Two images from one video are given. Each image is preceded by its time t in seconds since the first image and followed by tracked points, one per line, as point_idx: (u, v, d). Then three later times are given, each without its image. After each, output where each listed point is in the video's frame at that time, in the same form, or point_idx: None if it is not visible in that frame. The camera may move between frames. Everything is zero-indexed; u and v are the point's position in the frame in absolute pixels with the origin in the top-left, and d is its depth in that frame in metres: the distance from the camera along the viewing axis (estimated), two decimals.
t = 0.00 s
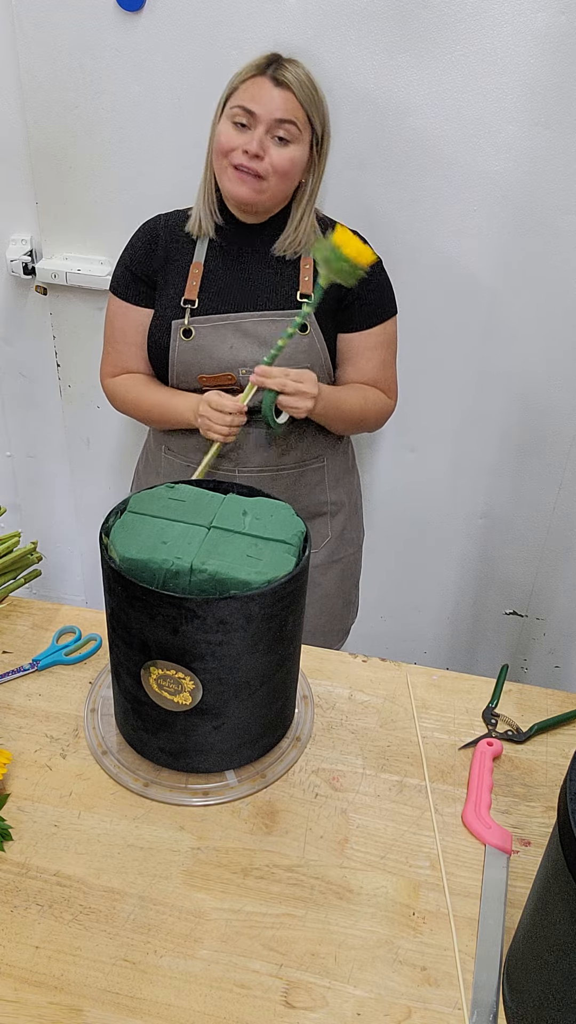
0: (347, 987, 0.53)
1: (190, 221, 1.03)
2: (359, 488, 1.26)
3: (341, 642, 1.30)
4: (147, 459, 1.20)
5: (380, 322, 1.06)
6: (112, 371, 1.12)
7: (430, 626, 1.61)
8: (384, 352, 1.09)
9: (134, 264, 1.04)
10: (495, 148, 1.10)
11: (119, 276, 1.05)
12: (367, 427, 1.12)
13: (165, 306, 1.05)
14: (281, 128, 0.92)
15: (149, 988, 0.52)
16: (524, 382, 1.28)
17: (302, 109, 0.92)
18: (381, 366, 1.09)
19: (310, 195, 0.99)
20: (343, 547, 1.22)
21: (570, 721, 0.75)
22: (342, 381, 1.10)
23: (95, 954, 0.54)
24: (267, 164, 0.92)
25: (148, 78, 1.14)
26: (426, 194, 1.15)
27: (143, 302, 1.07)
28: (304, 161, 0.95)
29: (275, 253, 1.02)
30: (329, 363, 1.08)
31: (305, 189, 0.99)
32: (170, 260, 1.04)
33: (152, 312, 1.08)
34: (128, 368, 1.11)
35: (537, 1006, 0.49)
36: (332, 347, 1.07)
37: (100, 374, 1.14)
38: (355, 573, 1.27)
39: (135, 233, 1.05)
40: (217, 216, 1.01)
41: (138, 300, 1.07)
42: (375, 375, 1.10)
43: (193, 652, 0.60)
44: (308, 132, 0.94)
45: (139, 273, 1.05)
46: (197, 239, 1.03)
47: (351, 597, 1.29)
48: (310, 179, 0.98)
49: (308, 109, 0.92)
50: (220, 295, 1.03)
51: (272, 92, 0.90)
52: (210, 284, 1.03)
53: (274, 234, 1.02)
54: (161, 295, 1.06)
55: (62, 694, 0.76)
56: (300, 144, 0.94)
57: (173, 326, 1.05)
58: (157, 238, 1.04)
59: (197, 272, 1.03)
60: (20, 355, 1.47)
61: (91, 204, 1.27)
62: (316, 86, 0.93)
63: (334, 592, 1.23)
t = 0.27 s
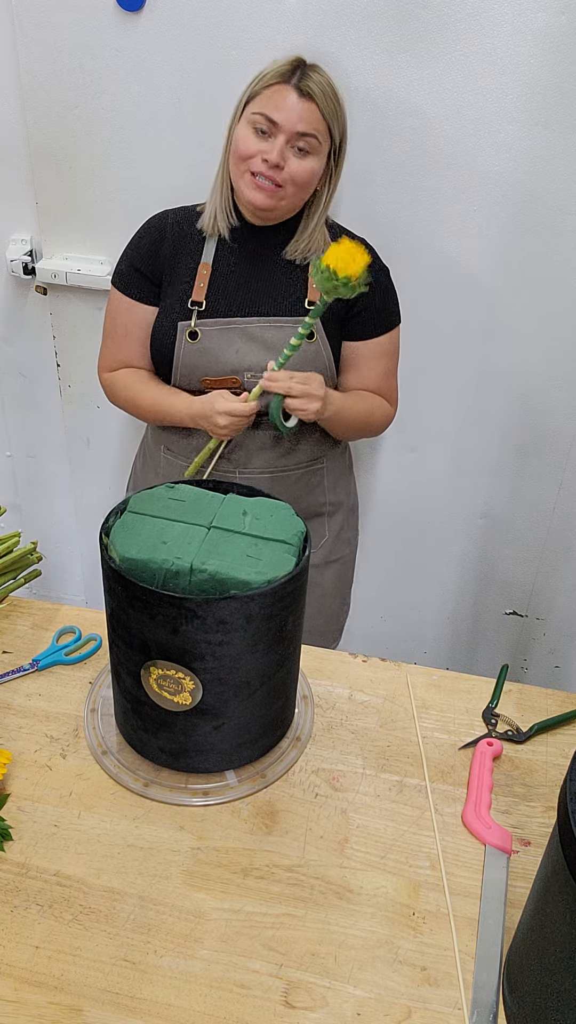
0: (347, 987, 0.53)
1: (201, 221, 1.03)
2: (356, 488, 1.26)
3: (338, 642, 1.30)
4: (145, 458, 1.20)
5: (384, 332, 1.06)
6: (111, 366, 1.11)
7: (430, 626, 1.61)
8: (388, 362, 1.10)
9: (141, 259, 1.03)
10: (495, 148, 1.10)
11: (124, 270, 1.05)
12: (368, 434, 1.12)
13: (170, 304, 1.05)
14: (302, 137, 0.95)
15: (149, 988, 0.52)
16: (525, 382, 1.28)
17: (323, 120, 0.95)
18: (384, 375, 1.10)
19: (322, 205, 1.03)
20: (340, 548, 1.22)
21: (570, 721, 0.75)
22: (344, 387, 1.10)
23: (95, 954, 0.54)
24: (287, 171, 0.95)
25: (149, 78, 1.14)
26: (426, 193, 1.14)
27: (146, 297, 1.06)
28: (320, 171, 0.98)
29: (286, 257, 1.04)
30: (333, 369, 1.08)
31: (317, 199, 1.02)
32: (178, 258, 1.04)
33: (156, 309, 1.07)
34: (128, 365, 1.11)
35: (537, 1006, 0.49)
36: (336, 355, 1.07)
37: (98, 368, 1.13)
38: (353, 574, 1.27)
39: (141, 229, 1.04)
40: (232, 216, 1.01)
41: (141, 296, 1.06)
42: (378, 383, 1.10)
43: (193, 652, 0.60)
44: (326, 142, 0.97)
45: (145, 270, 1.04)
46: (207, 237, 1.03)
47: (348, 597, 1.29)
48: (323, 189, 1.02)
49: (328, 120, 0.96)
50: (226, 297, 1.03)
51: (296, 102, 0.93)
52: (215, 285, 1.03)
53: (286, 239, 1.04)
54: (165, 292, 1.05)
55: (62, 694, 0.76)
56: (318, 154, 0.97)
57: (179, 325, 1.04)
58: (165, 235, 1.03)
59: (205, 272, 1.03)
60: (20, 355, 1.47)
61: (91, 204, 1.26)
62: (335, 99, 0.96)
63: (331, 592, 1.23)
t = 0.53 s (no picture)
0: (347, 987, 0.53)
1: (203, 224, 1.03)
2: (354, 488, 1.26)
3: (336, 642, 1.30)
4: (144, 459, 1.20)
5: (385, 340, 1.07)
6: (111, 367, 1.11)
7: (430, 626, 1.61)
8: (388, 368, 1.10)
9: (143, 261, 1.03)
10: (495, 148, 1.10)
11: (125, 271, 1.04)
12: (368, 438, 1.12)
13: (171, 307, 1.05)
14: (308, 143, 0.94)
15: (149, 988, 0.52)
16: (525, 383, 1.28)
17: (330, 125, 0.94)
18: (385, 381, 1.10)
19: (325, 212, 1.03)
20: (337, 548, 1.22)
21: (570, 721, 0.75)
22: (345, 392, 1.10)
23: (95, 954, 0.54)
24: (293, 176, 0.94)
25: (149, 78, 1.14)
26: (426, 193, 1.14)
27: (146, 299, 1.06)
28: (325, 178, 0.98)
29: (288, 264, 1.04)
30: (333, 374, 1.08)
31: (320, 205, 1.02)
32: (180, 262, 1.04)
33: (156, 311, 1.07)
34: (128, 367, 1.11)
35: (537, 1006, 0.49)
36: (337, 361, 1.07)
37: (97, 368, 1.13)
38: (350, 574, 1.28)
39: (142, 230, 1.04)
40: (235, 220, 1.01)
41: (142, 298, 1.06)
42: (379, 389, 1.10)
43: (193, 652, 0.60)
44: (333, 148, 0.96)
45: (147, 271, 1.04)
46: (209, 240, 1.02)
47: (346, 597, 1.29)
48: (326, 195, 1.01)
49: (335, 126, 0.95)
50: (227, 303, 1.03)
51: (303, 106, 0.93)
52: (216, 289, 1.03)
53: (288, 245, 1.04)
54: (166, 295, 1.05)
55: (62, 694, 0.76)
56: (324, 161, 0.96)
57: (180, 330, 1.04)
58: (168, 238, 1.03)
59: (207, 277, 1.03)
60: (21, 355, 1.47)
61: (91, 204, 1.26)
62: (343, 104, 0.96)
63: (329, 592, 1.23)
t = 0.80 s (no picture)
0: (347, 987, 0.53)
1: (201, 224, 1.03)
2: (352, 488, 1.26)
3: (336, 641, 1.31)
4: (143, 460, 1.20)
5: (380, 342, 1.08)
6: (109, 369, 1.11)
7: (431, 626, 1.61)
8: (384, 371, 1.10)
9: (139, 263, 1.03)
10: (495, 147, 1.10)
11: (122, 273, 1.04)
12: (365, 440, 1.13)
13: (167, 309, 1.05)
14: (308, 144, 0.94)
15: (149, 988, 0.52)
16: (524, 383, 1.28)
17: (329, 126, 0.94)
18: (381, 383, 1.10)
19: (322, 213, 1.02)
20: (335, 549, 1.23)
21: (570, 721, 0.75)
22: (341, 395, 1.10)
23: (95, 954, 0.54)
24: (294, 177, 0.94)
25: (149, 78, 1.14)
26: (426, 193, 1.14)
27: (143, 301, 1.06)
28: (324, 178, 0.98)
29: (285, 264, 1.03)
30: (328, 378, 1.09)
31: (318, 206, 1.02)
32: (176, 263, 1.04)
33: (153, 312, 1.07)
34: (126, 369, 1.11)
35: (537, 1006, 0.49)
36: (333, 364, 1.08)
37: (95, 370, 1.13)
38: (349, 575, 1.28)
39: (138, 231, 1.04)
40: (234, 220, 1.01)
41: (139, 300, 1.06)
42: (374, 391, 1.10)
43: (193, 652, 0.60)
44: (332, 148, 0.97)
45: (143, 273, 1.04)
46: (206, 240, 1.02)
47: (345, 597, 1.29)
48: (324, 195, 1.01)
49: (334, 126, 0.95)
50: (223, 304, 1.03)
51: (303, 107, 0.92)
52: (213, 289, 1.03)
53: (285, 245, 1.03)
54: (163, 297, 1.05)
55: (62, 694, 0.76)
56: (323, 161, 0.96)
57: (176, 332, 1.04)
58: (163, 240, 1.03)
59: (203, 279, 1.03)
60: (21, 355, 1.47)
61: (92, 204, 1.26)
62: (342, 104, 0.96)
63: (328, 592, 1.24)
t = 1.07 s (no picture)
0: (347, 987, 0.53)
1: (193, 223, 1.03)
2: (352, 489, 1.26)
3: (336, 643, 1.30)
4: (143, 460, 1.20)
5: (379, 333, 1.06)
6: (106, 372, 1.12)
7: (430, 626, 1.61)
8: (384, 362, 1.09)
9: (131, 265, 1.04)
10: (495, 148, 1.10)
11: (115, 277, 1.05)
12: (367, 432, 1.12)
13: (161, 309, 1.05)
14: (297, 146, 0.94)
15: (149, 988, 0.52)
16: (524, 382, 1.28)
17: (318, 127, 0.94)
18: (381, 374, 1.10)
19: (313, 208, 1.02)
20: (335, 549, 1.22)
21: (570, 721, 0.75)
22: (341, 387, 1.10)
23: (95, 954, 0.54)
24: (283, 181, 0.94)
25: (149, 78, 1.14)
26: (427, 193, 1.14)
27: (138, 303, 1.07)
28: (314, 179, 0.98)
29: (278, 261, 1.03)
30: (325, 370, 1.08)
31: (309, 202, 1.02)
32: (168, 264, 1.04)
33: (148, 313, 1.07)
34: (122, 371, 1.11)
35: (537, 1006, 0.49)
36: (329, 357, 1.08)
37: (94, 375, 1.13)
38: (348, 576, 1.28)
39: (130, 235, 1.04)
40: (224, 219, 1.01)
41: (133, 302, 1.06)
42: (374, 382, 1.10)
43: (193, 652, 0.60)
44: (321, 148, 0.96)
45: (136, 275, 1.04)
46: (196, 239, 1.02)
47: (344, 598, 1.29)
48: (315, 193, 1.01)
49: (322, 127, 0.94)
50: (215, 301, 1.03)
51: (291, 110, 0.92)
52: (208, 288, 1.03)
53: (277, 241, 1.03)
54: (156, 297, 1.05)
55: (62, 694, 0.76)
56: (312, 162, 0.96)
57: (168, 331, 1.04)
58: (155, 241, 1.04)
59: (194, 277, 1.03)
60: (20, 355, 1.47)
61: (92, 204, 1.26)
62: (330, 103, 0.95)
63: (327, 594, 1.23)
